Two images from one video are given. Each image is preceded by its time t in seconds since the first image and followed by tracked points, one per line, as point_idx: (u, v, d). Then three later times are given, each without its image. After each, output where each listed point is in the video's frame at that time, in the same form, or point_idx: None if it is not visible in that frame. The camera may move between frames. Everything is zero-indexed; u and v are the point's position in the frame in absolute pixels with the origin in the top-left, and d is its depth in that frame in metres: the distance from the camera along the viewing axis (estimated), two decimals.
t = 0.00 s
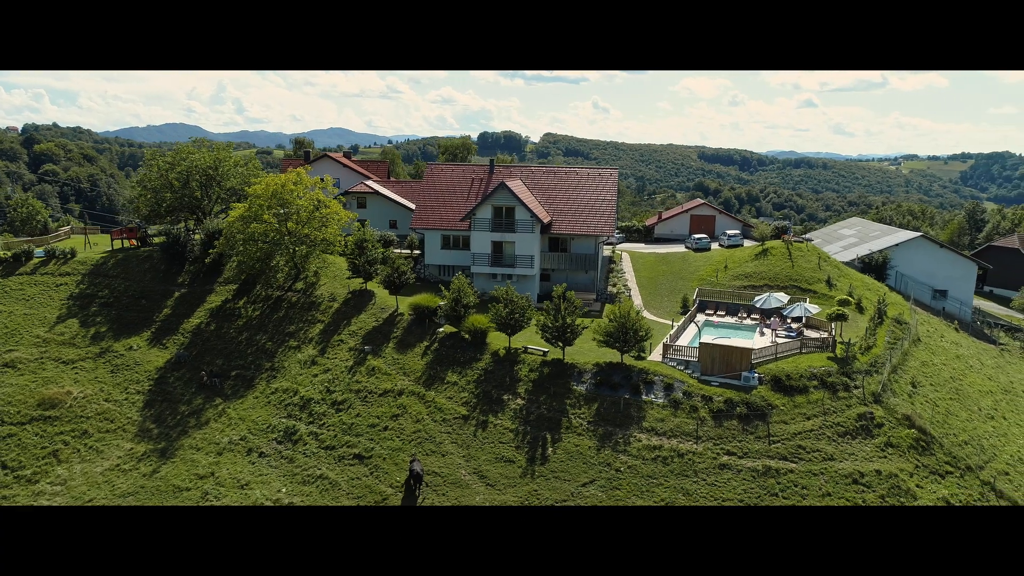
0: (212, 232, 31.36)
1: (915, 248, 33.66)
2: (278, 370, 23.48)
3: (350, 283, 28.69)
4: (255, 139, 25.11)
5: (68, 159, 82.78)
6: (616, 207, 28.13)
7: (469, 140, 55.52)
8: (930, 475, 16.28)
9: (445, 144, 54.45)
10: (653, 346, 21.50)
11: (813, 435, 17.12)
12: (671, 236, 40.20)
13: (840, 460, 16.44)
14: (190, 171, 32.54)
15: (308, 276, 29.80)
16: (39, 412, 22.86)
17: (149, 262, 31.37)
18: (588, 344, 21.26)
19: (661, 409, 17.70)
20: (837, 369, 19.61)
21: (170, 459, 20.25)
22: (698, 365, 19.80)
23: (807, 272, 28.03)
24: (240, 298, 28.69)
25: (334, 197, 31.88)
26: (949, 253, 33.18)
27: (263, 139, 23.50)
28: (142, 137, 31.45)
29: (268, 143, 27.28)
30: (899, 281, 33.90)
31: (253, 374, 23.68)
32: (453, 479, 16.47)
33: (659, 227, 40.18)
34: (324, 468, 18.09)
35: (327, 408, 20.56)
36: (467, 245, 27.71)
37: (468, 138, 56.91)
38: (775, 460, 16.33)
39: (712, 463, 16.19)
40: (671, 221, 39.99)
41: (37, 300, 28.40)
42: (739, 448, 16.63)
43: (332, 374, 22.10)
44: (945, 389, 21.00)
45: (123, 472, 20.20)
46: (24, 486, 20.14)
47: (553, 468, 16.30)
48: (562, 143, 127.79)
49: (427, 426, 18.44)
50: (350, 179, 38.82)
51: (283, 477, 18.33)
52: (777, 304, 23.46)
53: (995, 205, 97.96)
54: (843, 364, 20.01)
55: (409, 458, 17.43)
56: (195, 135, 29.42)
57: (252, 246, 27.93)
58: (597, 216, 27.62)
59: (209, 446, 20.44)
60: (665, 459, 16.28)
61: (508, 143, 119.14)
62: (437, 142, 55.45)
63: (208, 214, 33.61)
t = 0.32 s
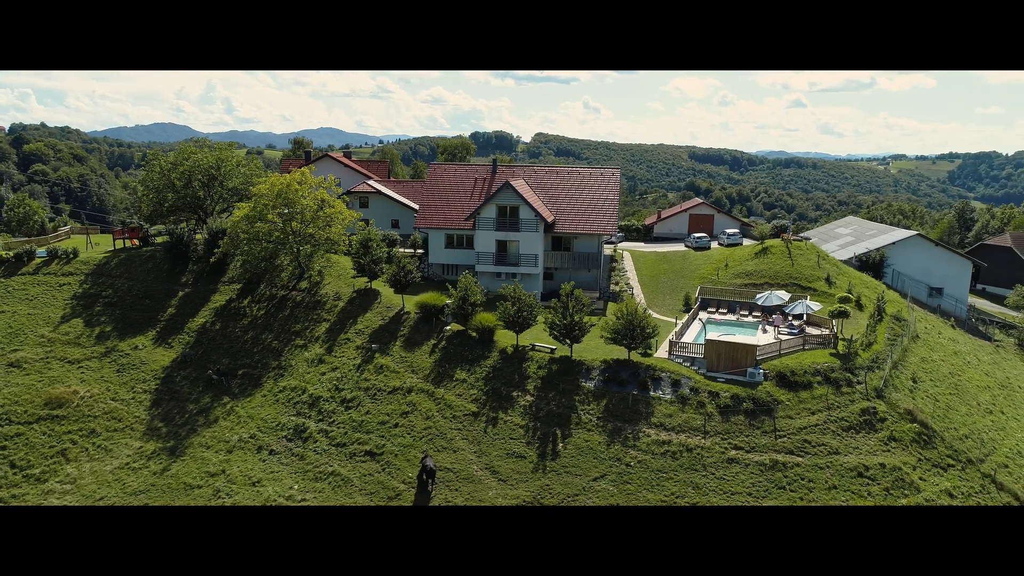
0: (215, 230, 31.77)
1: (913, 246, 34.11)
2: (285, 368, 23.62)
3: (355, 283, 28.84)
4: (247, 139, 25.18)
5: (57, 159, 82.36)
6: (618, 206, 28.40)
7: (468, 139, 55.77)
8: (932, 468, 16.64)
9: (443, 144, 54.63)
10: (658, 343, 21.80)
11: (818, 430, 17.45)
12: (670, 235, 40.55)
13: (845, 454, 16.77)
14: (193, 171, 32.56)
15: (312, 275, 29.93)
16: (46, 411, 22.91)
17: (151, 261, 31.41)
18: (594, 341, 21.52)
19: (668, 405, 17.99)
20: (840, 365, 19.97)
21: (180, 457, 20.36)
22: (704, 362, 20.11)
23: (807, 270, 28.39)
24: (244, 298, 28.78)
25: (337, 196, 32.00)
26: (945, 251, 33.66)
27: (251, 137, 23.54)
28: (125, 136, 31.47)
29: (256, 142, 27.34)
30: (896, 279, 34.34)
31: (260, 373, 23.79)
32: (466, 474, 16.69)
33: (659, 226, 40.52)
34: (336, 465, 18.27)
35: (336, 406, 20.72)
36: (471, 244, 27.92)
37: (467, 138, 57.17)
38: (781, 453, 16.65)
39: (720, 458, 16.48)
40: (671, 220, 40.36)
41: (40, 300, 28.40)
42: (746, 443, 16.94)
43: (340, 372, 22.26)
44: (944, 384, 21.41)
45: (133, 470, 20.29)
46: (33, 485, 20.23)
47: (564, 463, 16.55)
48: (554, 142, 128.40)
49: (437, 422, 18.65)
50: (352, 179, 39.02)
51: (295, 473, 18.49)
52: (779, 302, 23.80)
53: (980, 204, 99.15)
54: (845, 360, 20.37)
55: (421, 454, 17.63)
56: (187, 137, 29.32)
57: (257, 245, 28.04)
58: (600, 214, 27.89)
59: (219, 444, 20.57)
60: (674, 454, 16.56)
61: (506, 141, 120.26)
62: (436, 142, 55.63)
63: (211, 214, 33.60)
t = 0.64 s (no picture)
0: (220, 231, 31.93)
1: (909, 244, 34.59)
2: (293, 367, 23.76)
3: (361, 281, 29.03)
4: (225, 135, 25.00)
5: (49, 159, 82.12)
6: (621, 204, 28.66)
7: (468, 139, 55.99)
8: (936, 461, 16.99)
9: (442, 143, 54.85)
10: (664, 340, 22.09)
11: (824, 425, 17.77)
12: (670, 234, 40.77)
13: (851, 448, 17.09)
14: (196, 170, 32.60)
15: (317, 274, 30.08)
16: (55, 411, 22.97)
17: (155, 261, 31.46)
18: (602, 339, 21.79)
19: (677, 401, 18.27)
20: (844, 361, 20.31)
21: (191, 455, 20.47)
22: (710, 358, 20.42)
23: (808, 268, 28.73)
24: (249, 297, 28.90)
25: (341, 195, 32.14)
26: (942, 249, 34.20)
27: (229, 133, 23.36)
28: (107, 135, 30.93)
29: (249, 141, 27.30)
30: (894, 277, 34.71)
31: (268, 371, 23.92)
32: (478, 470, 16.89)
33: (659, 225, 40.85)
34: (348, 462, 18.45)
35: (346, 404, 20.90)
36: (476, 243, 28.14)
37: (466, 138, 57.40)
38: (789, 448, 16.96)
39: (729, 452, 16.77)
40: (672, 219, 40.74)
41: (45, 299, 28.42)
42: (754, 437, 17.24)
43: (349, 370, 22.44)
44: (945, 380, 21.80)
45: (144, 468, 20.39)
46: (44, 483, 20.33)
47: (575, 459, 16.79)
48: (548, 142, 128.60)
49: (448, 419, 18.86)
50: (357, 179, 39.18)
51: (307, 470, 18.65)
52: (782, 299, 24.14)
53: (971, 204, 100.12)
54: (849, 356, 20.71)
55: (433, 450, 17.84)
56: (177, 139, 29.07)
57: (263, 244, 28.16)
58: (602, 213, 28.15)
59: (230, 442, 20.69)
60: (684, 448, 16.85)
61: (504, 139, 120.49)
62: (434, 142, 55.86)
63: (213, 213, 33.72)
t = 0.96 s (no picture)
0: (225, 230, 32.09)
1: (906, 243, 35.06)
2: (301, 365, 23.90)
3: (366, 281, 29.21)
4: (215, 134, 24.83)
5: (40, 159, 81.72)
6: (624, 204, 28.92)
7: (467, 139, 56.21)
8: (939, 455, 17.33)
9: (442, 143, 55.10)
10: (670, 337, 22.40)
11: (829, 419, 18.10)
12: (670, 233, 41.05)
13: (856, 442, 17.42)
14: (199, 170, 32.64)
15: (322, 274, 30.22)
16: (63, 410, 23.05)
17: (159, 261, 31.52)
18: (609, 336, 22.07)
19: (685, 397, 18.58)
20: (847, 357, 20.67)
21: (201, 453, 20.60)
22: (716, 356, 20.74)
23: (808, 267, 29.07)
24: (254, 296, 29.01)
25: (344, 195, 32.26)
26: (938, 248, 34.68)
27: (223, 133, 23.23)
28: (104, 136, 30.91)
29: (248, 142, 27.27)
30: (891, 275, 35.13)
31: (276, 370, 24.04)
32: (491, 465, 17.12)
33: (659, 224, 40.96)
34: (360, 459, 18.64)
35: (356, 401, 21.08)
36: (481, 242, 28.38)
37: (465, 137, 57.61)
38: (795, 442, 17.28)
39: (737, 447, 17.07)
40: (671, 218, 41.04)
41: (49, 299, 28.45)
42: (761, 432, 17.55)
43: (358, 369, 22.62)
44: (945, 376, 22.20)
45: (155, 466, 20.51)
46: (55, 482, 20.42)
47: (586, 454, 17.05)
48: (541, 142, 128.87)
49: (459, 416, 19.09)
50: (358, 179, 39.35)
51: (319, 467, 18.83)
52: (784, 297, 24.45)
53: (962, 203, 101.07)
54: (852, 353, 21.07)
55: (446, 447, 18.05)
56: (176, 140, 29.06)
57: (268, 243, 28.28)
58: (605, 212, 28.39)
59: (240, 440, 20.84)
60: (693, 443, 17.13)
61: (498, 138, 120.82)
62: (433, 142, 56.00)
63: (216, 213, 33.81)
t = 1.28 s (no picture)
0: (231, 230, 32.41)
1: (904, 241, 35.48)
2: (310, 364, 24.07)
3: (372, 280, 29.41)
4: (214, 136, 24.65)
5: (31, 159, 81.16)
6: (627, 202, 29.15)
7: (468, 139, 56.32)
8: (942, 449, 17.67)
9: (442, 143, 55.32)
10: (676, 334, 22.69)
11: (835, 415, 18.42)
12: (670, 233, 41.29)
13: (862, 436, 17.74)
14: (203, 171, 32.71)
15: (327, 273, 30.35)
16: (72, 409, 23.13)
17: (164, 261, 31.58)
18: (617, 333, 22.34)
19: (693, 393, 18.87)
20: (851, 353, 21.01)
21: (213, 451, 20.72)
22: (722, 353, 21.03)
23: (809, 265, 29.43)
24: (260, 296, 29.12)
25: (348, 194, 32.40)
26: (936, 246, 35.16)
27: (220, 134, 22.99)
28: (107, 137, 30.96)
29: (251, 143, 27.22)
30: (890, 273, 35.46)
31: (285, 369, 24.18)
32: (503, 461, 17.36)
33: (659, 224, 41.23)
34: (373, 455, 18.84)
35: (367, 399, 21.27)
36: (486, 241, 28.60)
37: (464, 137, 57.73)
38: (802, 437, 17.58)
39: (746, 441, 17.36)
40: (671, 218, 41.31)
41: (54, 299, 28.48)
42: (769, 427, 17.85)
43: (367, 367, 22.81)
44: (946, 372, 22.57)
45: (166, 465, 20.62)
46: (66, 481, 20.52)
47: (597, 449, 17.30)
48: (534, 142, 129.11)
49: (470, 412, 19.32)
50: (361, 179, 39.48)
51: (332, 464, 19.02)
52: (787, 295, 24.77)
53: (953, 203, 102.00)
54: (855, 349, 21.41)
55: (458, 443, 18.27)
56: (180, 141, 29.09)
57: (273, 244, 28.48)
58: (609, 211, 28.61)
59: (251, 438, 20.98)
60: (702, 438, 17.42)
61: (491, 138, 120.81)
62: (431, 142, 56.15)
63: (220, 213, 33.89)
